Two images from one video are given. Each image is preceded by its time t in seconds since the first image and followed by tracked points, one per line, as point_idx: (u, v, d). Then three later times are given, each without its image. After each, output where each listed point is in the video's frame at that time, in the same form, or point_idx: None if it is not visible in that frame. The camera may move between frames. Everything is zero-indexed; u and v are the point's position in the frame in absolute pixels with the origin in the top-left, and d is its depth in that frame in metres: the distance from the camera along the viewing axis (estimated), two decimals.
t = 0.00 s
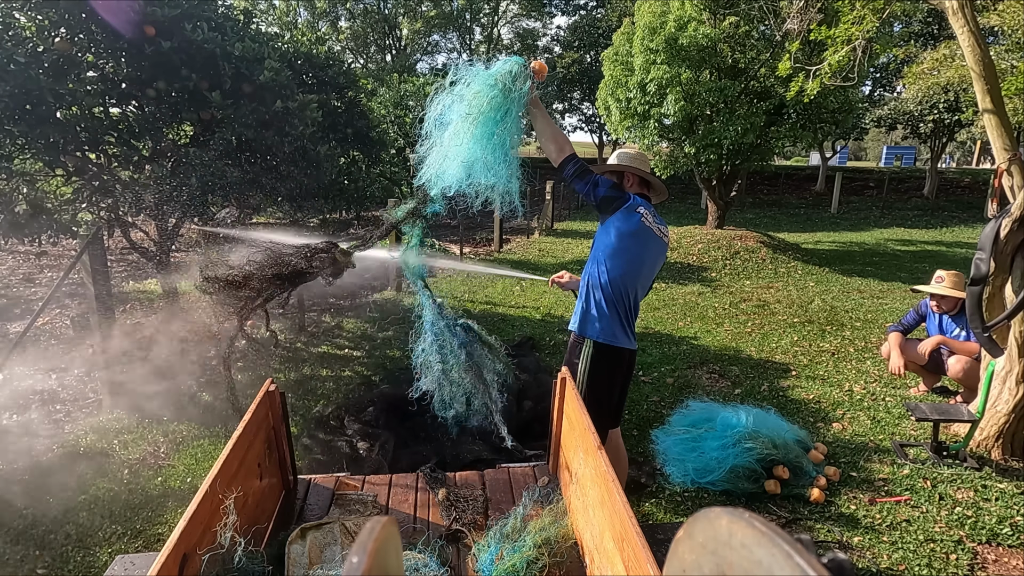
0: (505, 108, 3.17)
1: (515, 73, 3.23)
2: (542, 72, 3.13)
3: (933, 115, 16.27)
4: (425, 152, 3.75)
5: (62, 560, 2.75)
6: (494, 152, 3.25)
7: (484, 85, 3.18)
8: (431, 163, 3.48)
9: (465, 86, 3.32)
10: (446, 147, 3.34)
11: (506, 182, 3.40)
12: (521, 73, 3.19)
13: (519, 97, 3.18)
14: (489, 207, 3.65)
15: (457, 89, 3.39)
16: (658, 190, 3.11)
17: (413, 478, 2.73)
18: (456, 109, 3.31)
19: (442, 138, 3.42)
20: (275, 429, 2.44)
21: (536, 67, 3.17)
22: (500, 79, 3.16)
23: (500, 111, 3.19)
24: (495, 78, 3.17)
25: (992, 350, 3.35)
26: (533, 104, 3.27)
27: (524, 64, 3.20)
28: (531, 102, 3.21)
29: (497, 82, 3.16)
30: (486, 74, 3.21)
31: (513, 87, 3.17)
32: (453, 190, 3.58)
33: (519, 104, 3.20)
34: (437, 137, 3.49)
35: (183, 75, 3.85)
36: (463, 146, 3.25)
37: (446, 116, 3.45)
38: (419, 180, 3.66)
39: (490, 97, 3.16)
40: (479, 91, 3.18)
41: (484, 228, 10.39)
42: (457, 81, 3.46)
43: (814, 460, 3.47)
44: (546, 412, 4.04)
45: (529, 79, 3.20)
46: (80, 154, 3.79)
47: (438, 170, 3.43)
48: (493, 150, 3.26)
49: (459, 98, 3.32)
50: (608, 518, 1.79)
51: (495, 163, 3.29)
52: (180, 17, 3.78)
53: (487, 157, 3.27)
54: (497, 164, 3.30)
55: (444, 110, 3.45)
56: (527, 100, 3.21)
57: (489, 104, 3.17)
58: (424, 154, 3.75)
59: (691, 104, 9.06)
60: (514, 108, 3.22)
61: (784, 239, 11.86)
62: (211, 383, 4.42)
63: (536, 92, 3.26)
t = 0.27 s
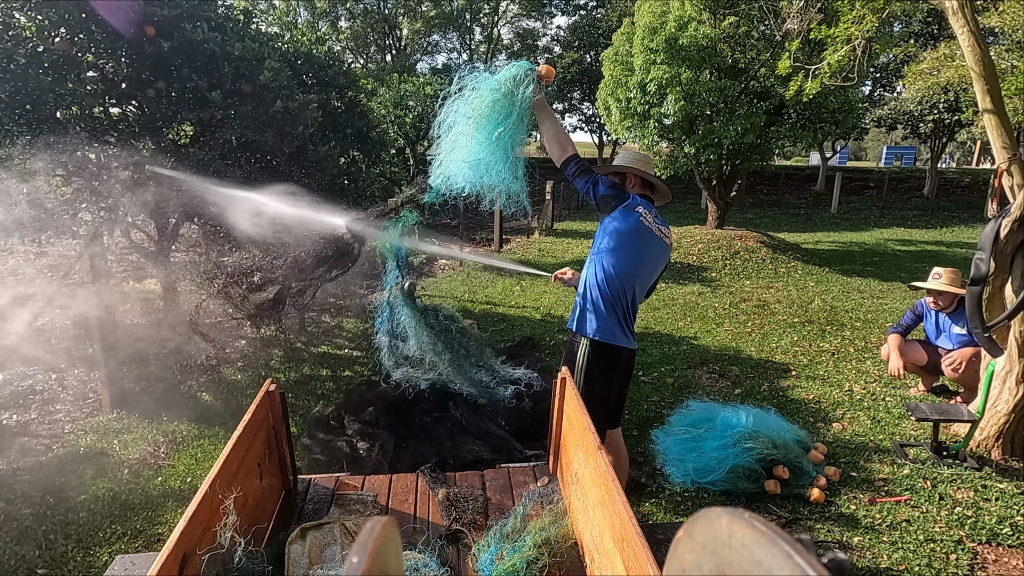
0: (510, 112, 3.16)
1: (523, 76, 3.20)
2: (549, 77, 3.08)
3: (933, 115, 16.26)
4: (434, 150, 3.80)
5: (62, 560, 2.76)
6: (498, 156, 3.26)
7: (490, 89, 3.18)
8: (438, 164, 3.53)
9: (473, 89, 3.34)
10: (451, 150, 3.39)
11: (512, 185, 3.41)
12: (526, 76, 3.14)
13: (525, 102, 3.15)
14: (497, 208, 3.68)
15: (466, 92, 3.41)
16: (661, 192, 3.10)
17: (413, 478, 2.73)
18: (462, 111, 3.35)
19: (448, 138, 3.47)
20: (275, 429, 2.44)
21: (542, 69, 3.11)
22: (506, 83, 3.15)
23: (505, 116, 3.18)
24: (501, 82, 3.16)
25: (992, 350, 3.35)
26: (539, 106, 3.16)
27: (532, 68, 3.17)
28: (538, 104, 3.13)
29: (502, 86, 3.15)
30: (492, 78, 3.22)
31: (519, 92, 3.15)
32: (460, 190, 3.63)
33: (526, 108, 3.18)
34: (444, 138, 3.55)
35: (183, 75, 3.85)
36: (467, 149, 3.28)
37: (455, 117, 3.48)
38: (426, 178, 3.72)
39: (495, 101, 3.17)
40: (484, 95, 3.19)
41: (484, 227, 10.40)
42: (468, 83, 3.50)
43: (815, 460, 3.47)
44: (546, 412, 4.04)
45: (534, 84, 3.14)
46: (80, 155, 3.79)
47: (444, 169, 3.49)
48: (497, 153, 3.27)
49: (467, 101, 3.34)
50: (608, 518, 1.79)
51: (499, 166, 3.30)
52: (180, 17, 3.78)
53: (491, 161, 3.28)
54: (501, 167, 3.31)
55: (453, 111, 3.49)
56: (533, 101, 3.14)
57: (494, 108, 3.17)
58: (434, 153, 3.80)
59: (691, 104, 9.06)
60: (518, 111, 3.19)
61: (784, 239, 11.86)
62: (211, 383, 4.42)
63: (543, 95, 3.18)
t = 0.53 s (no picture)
0: (508, 114, 3.16)
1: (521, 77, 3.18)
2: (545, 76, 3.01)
3: (933, 115, 16.26)
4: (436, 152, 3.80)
5: (62, 560, 2.76)
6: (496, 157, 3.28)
7: (488, 91, 3.17)
8: (438, 163, 3.56)
9: (472, 90, 3.34)
10: (449, 151, 3.41)
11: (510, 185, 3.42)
12: (522, 77, 3.11)
13: (523, 103, 3.13)
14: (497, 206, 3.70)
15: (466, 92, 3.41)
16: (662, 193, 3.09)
17: (413, 478, 2.73)
18: (461, 113, 3.36)
19: (448, 141, 3.49)
20: (274, 429, 2.44)
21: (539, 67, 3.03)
22: (504, 85, 3.14)
23: (503, 117, 3.18)
24: (499, 84, 3.15)
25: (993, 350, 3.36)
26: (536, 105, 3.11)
27: (530, 69, 3.14)
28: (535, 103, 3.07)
29: (500, 88, 3.14)
30: (489, 80, 3.20)
31: (516, 93, 3.13)
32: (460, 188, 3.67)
33: (524, 110, 3.16)
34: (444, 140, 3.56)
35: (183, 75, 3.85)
36: (465, 151, 3.30)
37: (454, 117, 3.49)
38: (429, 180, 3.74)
39: (493, 103, 3.16)
40: (482, 97, 3.19)
41: (484, 227, 10.40)
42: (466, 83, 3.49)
43: (815, 460, 3.47)
44: (546, 412, 4.04)
45: (531, 84, 3.11)
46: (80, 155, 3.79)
47: (445, 173, 3.52)
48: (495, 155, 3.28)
49: (466, 102, 3.35)
50: (608, 518, 1.79)
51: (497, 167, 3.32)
52: (180, 17, 3.78)
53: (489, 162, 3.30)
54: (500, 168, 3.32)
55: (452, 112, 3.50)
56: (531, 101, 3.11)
57: (492, 111, 3.17)
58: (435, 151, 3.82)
59: (692, 104, 9.06)
60: (516, 113, 3.18)
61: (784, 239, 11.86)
62: (211, 383, 4.41)
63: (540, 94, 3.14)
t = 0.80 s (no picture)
0: (503, 113, 3.16)
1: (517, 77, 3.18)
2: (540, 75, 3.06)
3: (933, 115, 16.26)
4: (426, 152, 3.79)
5: (62, 560, 2.76)
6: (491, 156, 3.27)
7: (484, 91, 3.17)
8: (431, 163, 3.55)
9: (468, 90, 3.34)
10: (443, 150, 3.40)
11: (504, 185, 3.42)
12: (519, 78, 3.12)
13: (518, 102, 3.14)
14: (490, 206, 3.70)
15: (460, 92, 3.41)
16: (659, 189, 3.07)
17: (413, 478, 2.73)
18: (456, 116, 3.35)
19: (442, 140, 3.48)
20: (274, 429, 2.44)
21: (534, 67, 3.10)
22: (499, 85, 3.14)
23: (498, 117, 3.18)
24: (494, 83, 3.15)
25: (993, 350, 3.35)
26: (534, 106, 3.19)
27: (525, 68, 3.15)
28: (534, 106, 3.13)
29: (495, 87, 3.14)
30: (485, 81, 3.20)
31: (512, 93, 3.14)
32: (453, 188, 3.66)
33: (519, 110, 3.17)
34: (438, 142, 3.55)
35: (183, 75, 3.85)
36: (459, 150, 3.30)
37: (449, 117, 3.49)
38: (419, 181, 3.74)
39: (488, 102, 3.16)
40: (478, 97, 3.19)
41: (484, 227, 10.40)
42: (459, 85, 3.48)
43: (814, 460, 3.47)
44: (546, 412, 4.04)
45: (527, 86, 3.13)
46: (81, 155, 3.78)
47: (438, 175, 3.52)
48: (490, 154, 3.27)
49: (461, 102, 3.35)
50: (608, 518, 1.79)
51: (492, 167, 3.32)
52: (180, 17, 3.79)
53: (484, 161, 3.29)
54: (494, 168, 3.32)
55: (446, 115, 3.49)
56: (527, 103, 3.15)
57: (487, 110, 3.17)
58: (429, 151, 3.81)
59: (691, 104, 9.07)
60: (512, 113, 3.18)
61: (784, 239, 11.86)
62: (211, 383, 4.41)
63: (536, 95, 3.18)
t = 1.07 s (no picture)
0: (512, 105, 3.15)
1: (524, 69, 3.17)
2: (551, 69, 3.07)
3: (933, 115, 16.26)
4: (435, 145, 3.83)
5: (62, 560, 2.76)
6: (503, 148, 3.26)
7: (491, 84, 3.16)
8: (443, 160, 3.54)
9: (474, 84, 3.33)
10: (455, 145, 3.39)
11: (517, 178, 3.41)
12: (527, 71, 3.12)
13: (526, 94, 3.13)
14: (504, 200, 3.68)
15: (467, 87, 3.40)
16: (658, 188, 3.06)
17: (413, 478, 2.73)
18: (465, 107, 3.34)
19: (452, 136, 3.47)
20: (275, 429, 2.44)
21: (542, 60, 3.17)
22: (508, 77, 3.13)
23: (507, 110, 3.17)
24: (502, 76, 3.14)
25: (993, 350, 3.35)
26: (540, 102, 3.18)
27: (532, 60, 3.14)
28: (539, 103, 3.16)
29: (503, 79, 3.13)
30: (494, 73, 3.19)
31: (520, 84, 3.13)
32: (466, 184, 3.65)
33: (528, 101, 3.16)
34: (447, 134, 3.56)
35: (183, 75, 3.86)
36: (472, 145, 3.29)
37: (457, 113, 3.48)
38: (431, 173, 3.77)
39: (497, 95, 3.15)
40: (486, 90, 3.17)
41: (485, 227, 10.40)
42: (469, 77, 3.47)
43: (815, 460, 3.47)
44: (546, 412, 4.05)
45: (534, 77, 3.12)
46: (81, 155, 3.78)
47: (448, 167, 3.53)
48: (502, 147, 3.27)
49: (468, 97, 3.34)
50: (608, 518, 1.79)
51: (504, 160, 3.31)
52: (180, 17, 3.79)
53: (496, 155, 3.28)
54: (506, 160, 3.31)
55: (455, 106, 3.48)
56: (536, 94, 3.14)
57: (496, 103, 3.16)
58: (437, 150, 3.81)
59: (691, 104, 9.07)
60: (520, 105, 3.17)
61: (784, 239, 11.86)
62: (211, 384, 4.41)
63: (544, 89, 3.19)
